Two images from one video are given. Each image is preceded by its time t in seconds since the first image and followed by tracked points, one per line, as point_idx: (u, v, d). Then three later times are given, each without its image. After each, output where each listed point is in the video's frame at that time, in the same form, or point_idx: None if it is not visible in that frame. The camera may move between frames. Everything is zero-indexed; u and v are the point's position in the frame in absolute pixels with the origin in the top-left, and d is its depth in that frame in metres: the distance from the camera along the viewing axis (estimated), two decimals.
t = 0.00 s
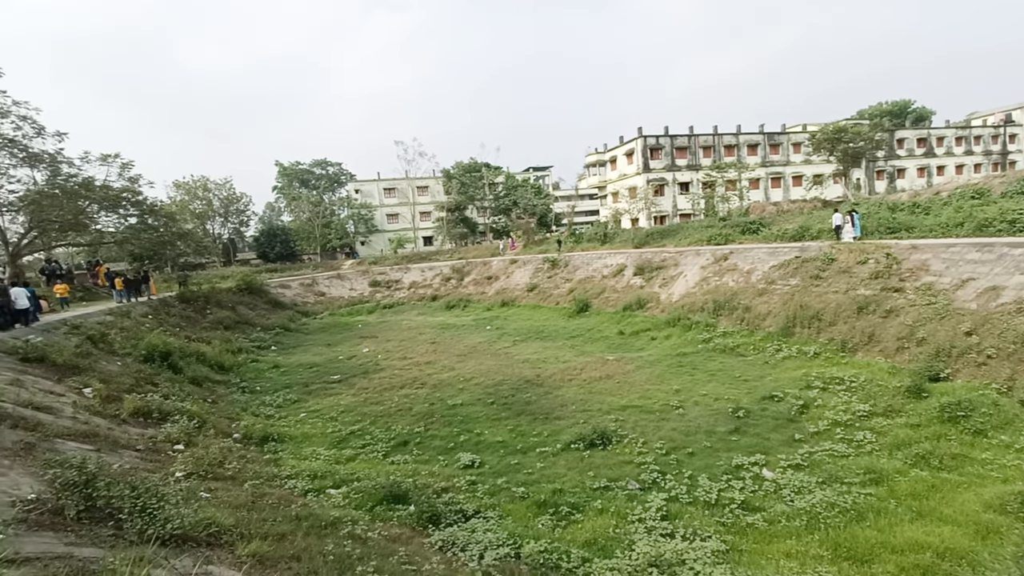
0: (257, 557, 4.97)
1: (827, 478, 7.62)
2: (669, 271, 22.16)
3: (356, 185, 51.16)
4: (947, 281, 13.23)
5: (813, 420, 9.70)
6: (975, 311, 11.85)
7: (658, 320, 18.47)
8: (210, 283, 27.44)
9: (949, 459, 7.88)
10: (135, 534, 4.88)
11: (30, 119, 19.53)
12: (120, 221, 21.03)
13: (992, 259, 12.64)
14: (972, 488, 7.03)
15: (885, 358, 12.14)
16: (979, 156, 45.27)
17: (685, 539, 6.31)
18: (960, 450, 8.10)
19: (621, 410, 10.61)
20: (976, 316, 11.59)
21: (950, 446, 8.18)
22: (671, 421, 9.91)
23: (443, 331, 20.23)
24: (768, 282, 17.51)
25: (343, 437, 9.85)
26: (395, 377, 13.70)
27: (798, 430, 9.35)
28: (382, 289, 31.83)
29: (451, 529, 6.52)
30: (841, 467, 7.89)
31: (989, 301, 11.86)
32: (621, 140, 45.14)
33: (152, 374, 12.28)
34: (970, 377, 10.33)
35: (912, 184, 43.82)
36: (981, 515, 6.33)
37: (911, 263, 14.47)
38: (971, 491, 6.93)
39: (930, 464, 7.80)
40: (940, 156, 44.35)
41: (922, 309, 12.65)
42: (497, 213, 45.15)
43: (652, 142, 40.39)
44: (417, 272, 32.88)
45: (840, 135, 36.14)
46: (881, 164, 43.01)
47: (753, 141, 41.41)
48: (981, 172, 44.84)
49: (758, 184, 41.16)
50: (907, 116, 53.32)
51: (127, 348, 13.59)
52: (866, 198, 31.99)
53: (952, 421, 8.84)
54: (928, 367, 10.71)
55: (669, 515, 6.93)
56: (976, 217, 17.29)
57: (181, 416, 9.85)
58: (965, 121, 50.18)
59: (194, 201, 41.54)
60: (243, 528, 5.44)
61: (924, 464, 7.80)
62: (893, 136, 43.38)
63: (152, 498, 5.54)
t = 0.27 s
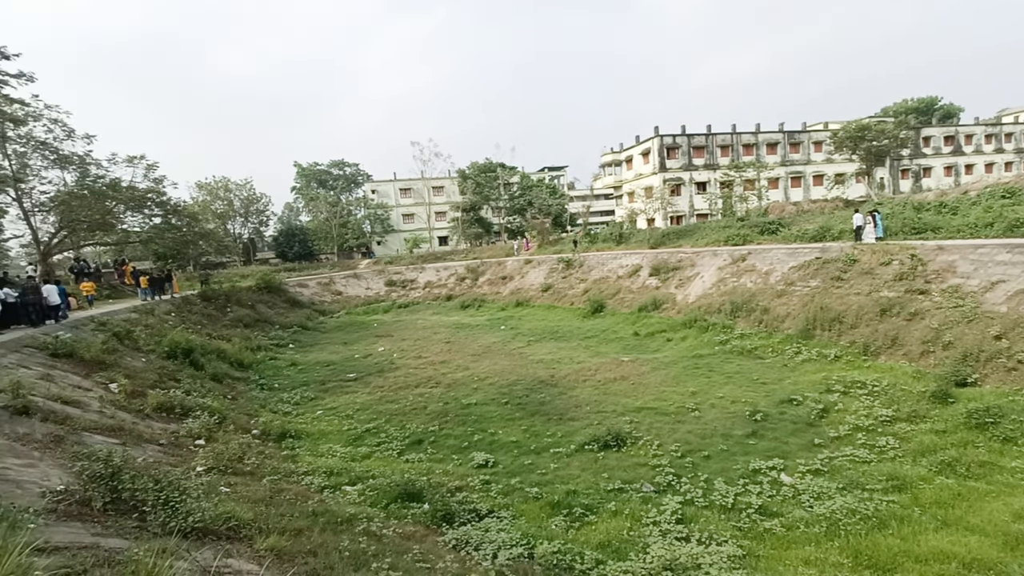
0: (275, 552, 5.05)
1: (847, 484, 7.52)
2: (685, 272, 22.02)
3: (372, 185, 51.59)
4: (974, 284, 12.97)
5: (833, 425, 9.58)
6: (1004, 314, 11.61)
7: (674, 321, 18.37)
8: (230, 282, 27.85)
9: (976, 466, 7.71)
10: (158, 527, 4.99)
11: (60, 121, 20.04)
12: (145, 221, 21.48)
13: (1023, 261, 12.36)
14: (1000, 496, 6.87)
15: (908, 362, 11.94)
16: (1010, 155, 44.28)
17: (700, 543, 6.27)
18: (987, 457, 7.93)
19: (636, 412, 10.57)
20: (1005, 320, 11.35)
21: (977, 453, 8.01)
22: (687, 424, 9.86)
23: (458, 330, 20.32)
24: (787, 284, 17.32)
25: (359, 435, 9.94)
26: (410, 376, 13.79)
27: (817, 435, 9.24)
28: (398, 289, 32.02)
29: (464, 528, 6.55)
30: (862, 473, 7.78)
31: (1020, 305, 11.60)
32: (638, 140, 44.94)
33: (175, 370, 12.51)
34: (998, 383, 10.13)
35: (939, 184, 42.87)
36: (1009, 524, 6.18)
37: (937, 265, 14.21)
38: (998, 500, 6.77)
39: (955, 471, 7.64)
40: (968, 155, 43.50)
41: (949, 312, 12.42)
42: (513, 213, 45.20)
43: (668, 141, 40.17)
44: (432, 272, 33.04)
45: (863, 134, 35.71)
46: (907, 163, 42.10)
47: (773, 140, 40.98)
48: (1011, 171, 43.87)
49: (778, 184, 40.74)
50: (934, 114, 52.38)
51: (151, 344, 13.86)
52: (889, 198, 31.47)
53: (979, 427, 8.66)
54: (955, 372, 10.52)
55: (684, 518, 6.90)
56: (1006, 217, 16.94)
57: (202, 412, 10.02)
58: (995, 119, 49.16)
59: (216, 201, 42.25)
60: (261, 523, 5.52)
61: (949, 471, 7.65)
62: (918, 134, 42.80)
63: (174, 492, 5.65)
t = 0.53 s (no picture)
0: (288, 549, 5.10)
1: (862, 488, 7.44)
2: (696, 273, 21.92)
3: (383, 186, 51.84)
4: (994, 285, 12.79)
5: (847, 427, 9.49)
6: None
7: (684, 322, 18.29)
8: (243, 282, 28.12)
9: (996, 472, 7.58)
10: (173, 523, 5.06)
11: (79, 124, 20.35)
12: (161, 222, 21.79)
13: None
14: (1020, 502, 6.76)
15: (926, 364, 11.81)
16: None
17: (711, 546, 6.24)
18: (1007, 462, 7.80)
19: (647, 413, 10.54)
20: None
21: (996, 458, 7.88)
22: (699, 425, 9.82)
23: (468, 330, 20.36)
24: (800, 284, 17.19)
25: (369, 434, 10.00)
26: (420, 376, 13.84)
27: (831, 437, 9.17)
28: (408, 289, 32.14)
29: (474, 528, 6.57)
30: (877, 477, 7.70)
31: None
32: (648, 140, 44.79)
33: (190, 369, 12.66)
34: (1019, 387, 9.99)
35: (957, 183, 42.46)
36: None
37: (955, 266, 14.03)
38: (1019, 506, 6.65)
39: (974, 476, 7.53)
40: (988, 153, 42.90)
41: (967, 314, 12.26)
42: (522, 213, 45.22)
43: (680, 140, 40.01)
44: (442, 272, 33.12)
45: (879, 132, 35.23)
46: (924, 162, 41.66)
47: (786, 139, 40.66)
48: None
49: (791, 184, 40.43)
50: (952, 112, 51.69)
51: (167, 343, 14.03)
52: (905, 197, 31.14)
53: (999, 431, 8.53)
54: (974, 375, 10.38)
55: (695, 520, 6.87)
56: None
57: (216, 410, 10.12)
58: (1015, 116, 48.42)
59: (229, 202, 42.70)
60: (274, 520, 5.57)
61: (968, 476, 7.54)
62: (936, 133, 42.36)
63: (189, 489, 5.72)
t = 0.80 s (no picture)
0: (302, 546, 5.15)
1: (880, 490, 7.36)
2: (709, 272, 21.80)
3: (395, 186, 52.09)
4: (1017, 283, 12.58)
5: (865, 429, 9.39)
6: None
7: (697, 321, 18.20)
8: (258, 282, 28.41)
9: (1019, 474, 7.43)
10: (190, 519, 5.14)
11: (99, 128, 20.68)
12: (178, 224, 22.08)
13: None
14: None
15: (945, 364, 11.66)
16: None
17: (725, 547, 6.21)
18: None
19: (659, 413, 10.51)
20: None
21: (1019, 460, 7.74)
22: (711, 426, 9.78)
23: (479, 330, 20.40)
24: (815, 284, 17.03)
25: (381, 433, 10.06)
26: (432, 375, 13.90)
27: (848, 439, 9.08)
28: (419, 289, 32.26)
29: (486, 527, 6.59)
30: (895, 479, 7.61)
31: None
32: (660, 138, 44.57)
33: (206, 368, 12.83)
34: None
35: (978, 179, 41.82)
36: None
37: (976, 264, 13.83)
38: None
39: (997, 479, 7.38)
40: (1010, 149, 42.13)
41: (989, 314, 12.08)
42: (533, 213, 45.18)
43: (692, 139, 39.79)
44: (453, 272, 33.18)
45: (896, 128, 34.56)
46: (943, 158, 41.20)
47: (801, 136, 40.28)
48: None
49: (805, 181, 40.05)
50: (973, 107, 50.82)
51: (184, 343, 14.23)
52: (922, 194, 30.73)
53: (1022, 433, 8.38)
54: (996, 376, 10.22)
55: (708, 522, 6.84)
56: None
57: (232, 409, 10.23)
58: None
59: (244, 203, 43.16)
60: (289, 517, 5.63)
61: (990, 479, 7.40)
62: (956, 128, 41.74)
63: (206, 485, 5.80)
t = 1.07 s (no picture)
0: (310, 545, 5.18)
1: (891, 494, 7.29)
2: (717, 273, 21.71)
3: (402, 187, 52.26)
4: None
5: (876, 432, 9.32)
6: None
7: (705, 322, 18.13)
8: (267, 283, 28.59)
9: None
10: (201, 518, 5.19)
11: (113, 130, 20.90)
12: (188, 225, 22.28)
13: None
14: None
15: (959, 367, 11.55)
16: None
17: (733, 550, 6.18)
18: None
19: (667, 415, 10.48)
20: None
21: None
22: (720, 428, 9.74)
23: (486, 330, 20.42)
24: (825, 284, 16.92)
25: (389, 433, 10.10)
26: (440, 376, 13.92)
27: (859, 442, 9.02)
28: (426, 290, 32.33)
29: (493, 528, 6.60)
30: (907, 483, 7.54)
31: None
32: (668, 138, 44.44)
33: (216, 367, 12.93)
34: None
35: (993, 178, 41.40)
36: None
37: (991, 265, 13.69)
38: None
39: (1011, 483, 7.30)
40: None
41: (1004, 315, 11.96)
42: (540, 213, 45.15)
43: (700, 138, 39.66)
44: (460, 273, 33.21)
45: (909, 127, 34.09)
46: (957, 157, 40.77)
47: (811, 136, 40.04)
48: None
49: (816, 181, 39.81)
50: (987, 105, 50.25)
51: (194, 342, 14.34)
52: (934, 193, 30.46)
53: None
54: (1011, 378, 10.11)
55: (716, 524, 6.81)
56: None
57: (242, 408, 10.30)
58: None
59: (253, 204, 43.45)
60: (297, 517, 5.66)
61: (1005, 484, 7.31)
62: (971, 127, 41.33)
63: (216, 484, 5.85)
